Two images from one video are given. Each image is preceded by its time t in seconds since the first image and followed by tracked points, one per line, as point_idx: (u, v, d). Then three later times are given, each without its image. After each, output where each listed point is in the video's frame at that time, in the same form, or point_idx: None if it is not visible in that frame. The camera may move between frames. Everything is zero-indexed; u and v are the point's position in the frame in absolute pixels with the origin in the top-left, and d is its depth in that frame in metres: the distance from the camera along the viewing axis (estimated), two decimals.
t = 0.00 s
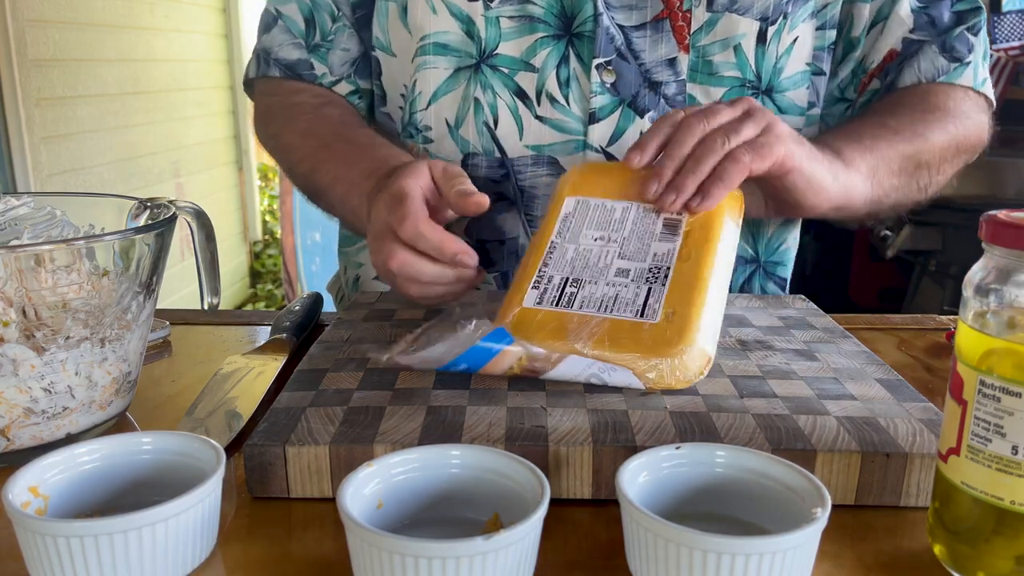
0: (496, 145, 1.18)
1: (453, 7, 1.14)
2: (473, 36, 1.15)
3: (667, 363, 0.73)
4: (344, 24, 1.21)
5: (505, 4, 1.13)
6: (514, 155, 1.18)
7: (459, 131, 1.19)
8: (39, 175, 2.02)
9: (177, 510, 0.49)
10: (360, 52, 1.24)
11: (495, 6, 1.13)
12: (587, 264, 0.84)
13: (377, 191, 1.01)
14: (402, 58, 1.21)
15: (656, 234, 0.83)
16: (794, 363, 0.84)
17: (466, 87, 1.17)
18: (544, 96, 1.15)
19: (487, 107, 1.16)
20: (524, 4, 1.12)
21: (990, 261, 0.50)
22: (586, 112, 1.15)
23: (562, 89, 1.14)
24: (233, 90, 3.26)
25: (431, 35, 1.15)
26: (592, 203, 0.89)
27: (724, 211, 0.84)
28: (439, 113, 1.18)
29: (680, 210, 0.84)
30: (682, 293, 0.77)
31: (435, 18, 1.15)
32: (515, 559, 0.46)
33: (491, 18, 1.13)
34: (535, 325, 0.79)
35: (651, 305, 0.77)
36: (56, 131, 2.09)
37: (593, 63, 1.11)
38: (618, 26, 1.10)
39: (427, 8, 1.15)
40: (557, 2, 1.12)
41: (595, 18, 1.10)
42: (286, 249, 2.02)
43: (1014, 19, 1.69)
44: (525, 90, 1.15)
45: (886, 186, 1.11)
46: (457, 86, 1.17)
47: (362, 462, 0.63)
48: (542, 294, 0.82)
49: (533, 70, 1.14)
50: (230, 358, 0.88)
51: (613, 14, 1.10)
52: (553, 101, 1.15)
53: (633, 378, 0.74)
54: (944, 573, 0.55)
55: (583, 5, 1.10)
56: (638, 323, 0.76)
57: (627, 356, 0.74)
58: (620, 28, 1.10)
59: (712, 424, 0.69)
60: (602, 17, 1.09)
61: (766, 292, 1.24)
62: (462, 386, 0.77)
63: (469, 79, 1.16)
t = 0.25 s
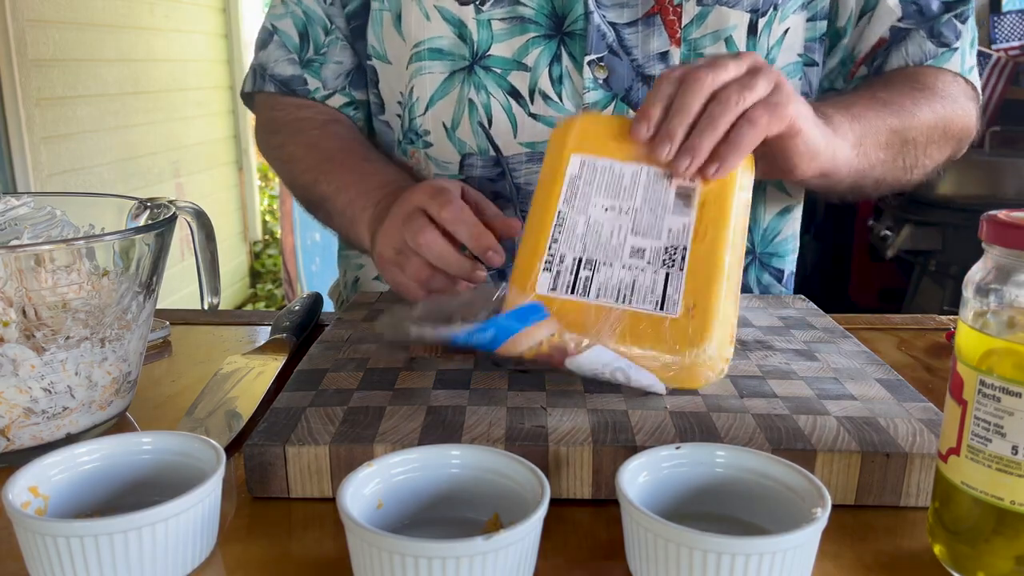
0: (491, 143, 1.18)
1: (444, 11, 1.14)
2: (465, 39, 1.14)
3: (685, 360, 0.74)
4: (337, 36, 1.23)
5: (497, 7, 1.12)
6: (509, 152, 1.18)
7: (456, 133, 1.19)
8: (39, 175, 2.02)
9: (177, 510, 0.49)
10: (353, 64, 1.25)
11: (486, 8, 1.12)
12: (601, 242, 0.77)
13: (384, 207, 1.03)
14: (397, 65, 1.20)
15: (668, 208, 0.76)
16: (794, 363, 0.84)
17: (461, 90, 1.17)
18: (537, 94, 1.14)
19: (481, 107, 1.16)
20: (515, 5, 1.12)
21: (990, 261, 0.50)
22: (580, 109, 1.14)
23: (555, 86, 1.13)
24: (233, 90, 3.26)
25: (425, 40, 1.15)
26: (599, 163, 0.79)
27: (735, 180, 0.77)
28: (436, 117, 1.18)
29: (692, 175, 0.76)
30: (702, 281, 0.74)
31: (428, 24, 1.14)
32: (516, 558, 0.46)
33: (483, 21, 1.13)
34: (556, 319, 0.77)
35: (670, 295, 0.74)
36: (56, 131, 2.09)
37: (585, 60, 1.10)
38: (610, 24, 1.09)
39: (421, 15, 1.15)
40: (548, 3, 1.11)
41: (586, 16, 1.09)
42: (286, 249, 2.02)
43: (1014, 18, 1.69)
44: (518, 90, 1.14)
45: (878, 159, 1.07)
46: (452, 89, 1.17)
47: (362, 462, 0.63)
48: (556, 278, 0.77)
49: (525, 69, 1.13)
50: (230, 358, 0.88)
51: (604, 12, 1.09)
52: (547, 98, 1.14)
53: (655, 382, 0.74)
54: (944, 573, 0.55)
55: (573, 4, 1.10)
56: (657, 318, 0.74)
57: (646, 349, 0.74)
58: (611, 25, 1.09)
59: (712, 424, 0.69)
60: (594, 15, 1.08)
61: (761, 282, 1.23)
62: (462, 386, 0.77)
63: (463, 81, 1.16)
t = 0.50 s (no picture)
0: (489, 141, 1.18)
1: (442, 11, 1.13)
2: (463, 38, 1.14)
3: (683, 267, 0.62)
4: (336, 35, 1.23)
5: (494, 5, 1.11)
6: (507, 149, 1.18)
7: (455, 131, 1.19)
8: (39, 176, 2.02)
9: (177, 510, 0.49)
10: (352, 63, 1.25)
11: (483, 7, 1.12)
12: (630, 118, 0.60)
13: (386, 201, 1.01)
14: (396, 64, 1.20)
15: (705, 105, 0.62)
16: (794, 363, 0.84)
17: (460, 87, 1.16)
18: (535, 91, 1.14)
19: (480, 104, 1.16)
20: (513, 4, 1.11)
21: (990, 261, 0.50)
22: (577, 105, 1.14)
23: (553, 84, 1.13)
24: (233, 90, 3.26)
25: (423, 40, 1.15)
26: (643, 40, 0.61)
27: (789, 93, 0.66)
28: (436, 116, 1.18)
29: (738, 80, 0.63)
30: (722, 198, 0.61)
31: (427, 23, 1.14)
32: (516, 559, 0.46)
33: (480, 19, 1.12)
34: (559, 188, 0.59)
35: (688, 200, 0.61)
36: (56, 131, 2.09)
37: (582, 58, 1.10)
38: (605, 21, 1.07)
39: (420, 15, 1.14)
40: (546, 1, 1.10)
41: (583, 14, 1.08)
42: (286, 249, 2.02)
43: (1015, 19, 1.66)
44: (516, 88, 1.14)
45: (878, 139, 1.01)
46: (452, 87, 1.17)
47: (362, 462, 0.63)
48: (577, 142, 0.59)
49: (523, 67, 1.13)
50: (229, 358, 0.88)
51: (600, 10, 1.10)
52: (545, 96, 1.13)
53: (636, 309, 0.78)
54: (944, 573, 0.55)
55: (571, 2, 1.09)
56: (671, 221, 0.61)
57: (650, 245, 0.61)
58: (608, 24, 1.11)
59: (712, 424, 0.69)
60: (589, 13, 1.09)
61: (758, 279, 1.22)
62: (462, 386, 0.77)
63: (462, 79, 1.16)
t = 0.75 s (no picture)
0: (497, 145, 1.19)
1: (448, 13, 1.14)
2: (470, 39, 1.15)
3: (734, 197, 0.61)
4: (331, 32, 1.22)
5: (501, 7, 1.13)
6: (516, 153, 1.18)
7: (461, 133, 1.20)
8: (39, 176, 2.02)
9: (177, 510, 0.49)
10: (348, 59, 1.25)
11: (491, 9, 1.13)
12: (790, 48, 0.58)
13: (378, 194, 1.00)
14: (400, 64, 1.21)
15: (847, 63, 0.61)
16: (794, 363, 0.84)
17: (468, 90, 1.18)
18: (544, 96, 1.15)
19: (487, 108, 1.18)
20: (520, 7, 1.12)
21: (990, 261, 0.50)
22: (585, 109, 1.15)
23: (562, 89, 1.14)
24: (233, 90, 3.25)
25: (431, 41, 1.16)
26: None
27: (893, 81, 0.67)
28: (443, 118, 1.19)
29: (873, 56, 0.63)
30: (805, 150, 0.61)
31: (433, 24, 1.15)
32: (516, 558, 0.46)
33: (488, 21, 1.13)
34: (709, 93, 0.56)
35: (785, 141, 0.60)
36: (56, 131, 2.09)
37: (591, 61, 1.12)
38: (617, 24, 1.04)
39: (426, 16, 1.15)
40: (554, 3, 1.11)
41: (593, 17, 1.10)
42: (286, 249, 2.02)
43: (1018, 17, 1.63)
44: (524, 91, 1.16)
45: (916, 130, 0.93)
46: (458, 89, 1.18)
47: (362, 462, 0.63)
48: (744, 55, 0.56)
49: (531, 72, 1.15)
50: (229, 358, 0.88)
51: (613, 11, 1.05)
52: (553, 100, 1.15)
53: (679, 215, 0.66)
54: (944, 573, 0.55)
55: (581, 5, 1.11)
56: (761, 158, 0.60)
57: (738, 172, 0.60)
58: (619, 26, 1.04)
59: (711, 424, 0.69)
60: (602, 15, 1.06)
61: (763, 283, 1.23)
62: (462, 386, 0.77)
63: (469, 82, 1.17)
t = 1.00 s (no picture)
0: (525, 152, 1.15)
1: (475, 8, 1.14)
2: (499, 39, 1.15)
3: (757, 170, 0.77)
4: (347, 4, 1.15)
5: (531, 8, 1.13)
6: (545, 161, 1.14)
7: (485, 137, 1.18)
8: (39, 176, 2.03)
9: (177, 510, 0.49)
10: (362, 30, 1.16)
11: (522, 9, 1.14)
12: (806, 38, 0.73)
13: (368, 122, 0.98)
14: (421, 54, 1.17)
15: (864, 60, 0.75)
16: (794, 363, 0.84)
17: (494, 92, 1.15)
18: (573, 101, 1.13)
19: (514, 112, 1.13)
20: (549, 10, 1.12)
21: (990, 261, 0.50)
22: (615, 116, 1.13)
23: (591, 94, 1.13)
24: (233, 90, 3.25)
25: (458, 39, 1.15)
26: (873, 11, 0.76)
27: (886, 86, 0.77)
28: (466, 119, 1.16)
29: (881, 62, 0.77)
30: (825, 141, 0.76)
31: (461, 20, 1.14)
32: (516, 558, 0.46)
33: (518, 21, 1.14)
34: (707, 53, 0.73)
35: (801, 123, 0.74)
36: (56, 131, 2.09)
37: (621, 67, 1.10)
38: (645, 30, 1.08)
39: (454, 11, 1.14)
40: (582, 7, 1.12)
41: (622, 22, 1.10)
42: (286, 249, 2.02)
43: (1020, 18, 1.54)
44: (552, 96, 1.13)
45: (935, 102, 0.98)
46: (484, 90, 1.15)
47: (362, 462, 0.63)
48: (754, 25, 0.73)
49: (559, 77, 1.13)
50: (229, 358, 0.88)
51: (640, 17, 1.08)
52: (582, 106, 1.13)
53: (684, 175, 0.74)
54: (944, 573, 0.55)
55: (610, 9, 1.11)
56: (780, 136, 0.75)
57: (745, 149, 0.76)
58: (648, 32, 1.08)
59: (712, 424, 0.69)
60: (629, 21, 1.09)
61: (785, 284, 1.23)
62: (462, 386, 0.77)
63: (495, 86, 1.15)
